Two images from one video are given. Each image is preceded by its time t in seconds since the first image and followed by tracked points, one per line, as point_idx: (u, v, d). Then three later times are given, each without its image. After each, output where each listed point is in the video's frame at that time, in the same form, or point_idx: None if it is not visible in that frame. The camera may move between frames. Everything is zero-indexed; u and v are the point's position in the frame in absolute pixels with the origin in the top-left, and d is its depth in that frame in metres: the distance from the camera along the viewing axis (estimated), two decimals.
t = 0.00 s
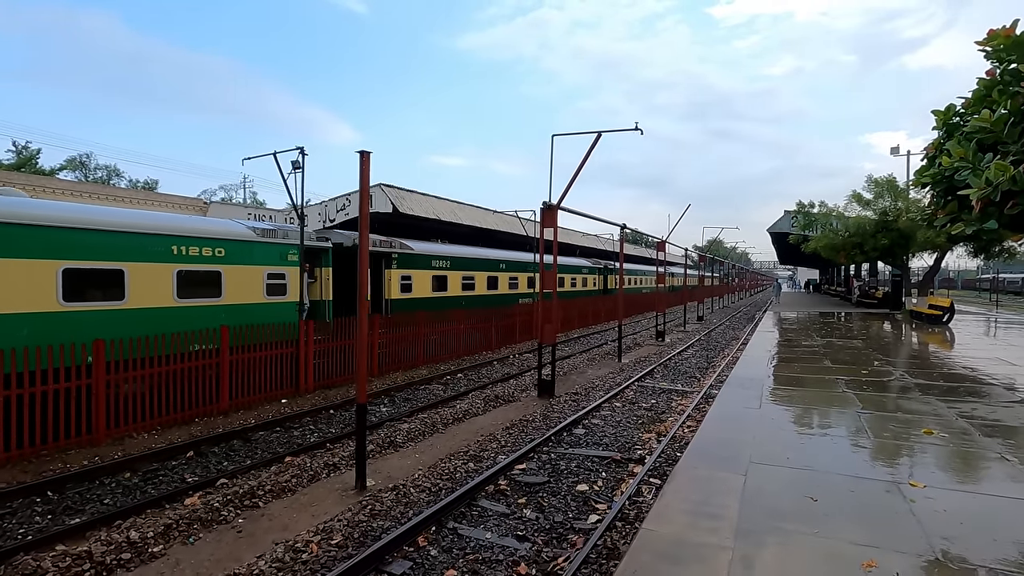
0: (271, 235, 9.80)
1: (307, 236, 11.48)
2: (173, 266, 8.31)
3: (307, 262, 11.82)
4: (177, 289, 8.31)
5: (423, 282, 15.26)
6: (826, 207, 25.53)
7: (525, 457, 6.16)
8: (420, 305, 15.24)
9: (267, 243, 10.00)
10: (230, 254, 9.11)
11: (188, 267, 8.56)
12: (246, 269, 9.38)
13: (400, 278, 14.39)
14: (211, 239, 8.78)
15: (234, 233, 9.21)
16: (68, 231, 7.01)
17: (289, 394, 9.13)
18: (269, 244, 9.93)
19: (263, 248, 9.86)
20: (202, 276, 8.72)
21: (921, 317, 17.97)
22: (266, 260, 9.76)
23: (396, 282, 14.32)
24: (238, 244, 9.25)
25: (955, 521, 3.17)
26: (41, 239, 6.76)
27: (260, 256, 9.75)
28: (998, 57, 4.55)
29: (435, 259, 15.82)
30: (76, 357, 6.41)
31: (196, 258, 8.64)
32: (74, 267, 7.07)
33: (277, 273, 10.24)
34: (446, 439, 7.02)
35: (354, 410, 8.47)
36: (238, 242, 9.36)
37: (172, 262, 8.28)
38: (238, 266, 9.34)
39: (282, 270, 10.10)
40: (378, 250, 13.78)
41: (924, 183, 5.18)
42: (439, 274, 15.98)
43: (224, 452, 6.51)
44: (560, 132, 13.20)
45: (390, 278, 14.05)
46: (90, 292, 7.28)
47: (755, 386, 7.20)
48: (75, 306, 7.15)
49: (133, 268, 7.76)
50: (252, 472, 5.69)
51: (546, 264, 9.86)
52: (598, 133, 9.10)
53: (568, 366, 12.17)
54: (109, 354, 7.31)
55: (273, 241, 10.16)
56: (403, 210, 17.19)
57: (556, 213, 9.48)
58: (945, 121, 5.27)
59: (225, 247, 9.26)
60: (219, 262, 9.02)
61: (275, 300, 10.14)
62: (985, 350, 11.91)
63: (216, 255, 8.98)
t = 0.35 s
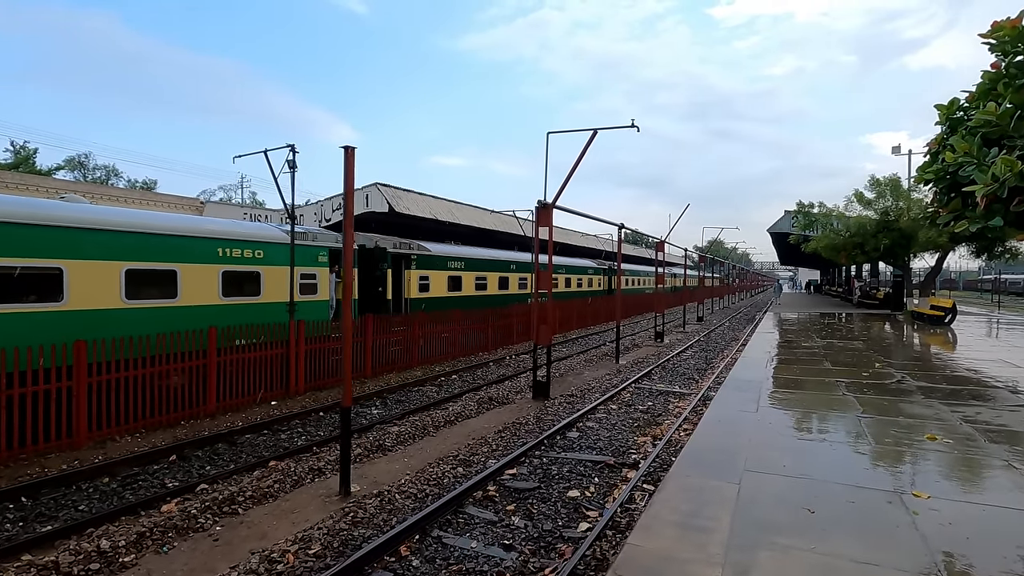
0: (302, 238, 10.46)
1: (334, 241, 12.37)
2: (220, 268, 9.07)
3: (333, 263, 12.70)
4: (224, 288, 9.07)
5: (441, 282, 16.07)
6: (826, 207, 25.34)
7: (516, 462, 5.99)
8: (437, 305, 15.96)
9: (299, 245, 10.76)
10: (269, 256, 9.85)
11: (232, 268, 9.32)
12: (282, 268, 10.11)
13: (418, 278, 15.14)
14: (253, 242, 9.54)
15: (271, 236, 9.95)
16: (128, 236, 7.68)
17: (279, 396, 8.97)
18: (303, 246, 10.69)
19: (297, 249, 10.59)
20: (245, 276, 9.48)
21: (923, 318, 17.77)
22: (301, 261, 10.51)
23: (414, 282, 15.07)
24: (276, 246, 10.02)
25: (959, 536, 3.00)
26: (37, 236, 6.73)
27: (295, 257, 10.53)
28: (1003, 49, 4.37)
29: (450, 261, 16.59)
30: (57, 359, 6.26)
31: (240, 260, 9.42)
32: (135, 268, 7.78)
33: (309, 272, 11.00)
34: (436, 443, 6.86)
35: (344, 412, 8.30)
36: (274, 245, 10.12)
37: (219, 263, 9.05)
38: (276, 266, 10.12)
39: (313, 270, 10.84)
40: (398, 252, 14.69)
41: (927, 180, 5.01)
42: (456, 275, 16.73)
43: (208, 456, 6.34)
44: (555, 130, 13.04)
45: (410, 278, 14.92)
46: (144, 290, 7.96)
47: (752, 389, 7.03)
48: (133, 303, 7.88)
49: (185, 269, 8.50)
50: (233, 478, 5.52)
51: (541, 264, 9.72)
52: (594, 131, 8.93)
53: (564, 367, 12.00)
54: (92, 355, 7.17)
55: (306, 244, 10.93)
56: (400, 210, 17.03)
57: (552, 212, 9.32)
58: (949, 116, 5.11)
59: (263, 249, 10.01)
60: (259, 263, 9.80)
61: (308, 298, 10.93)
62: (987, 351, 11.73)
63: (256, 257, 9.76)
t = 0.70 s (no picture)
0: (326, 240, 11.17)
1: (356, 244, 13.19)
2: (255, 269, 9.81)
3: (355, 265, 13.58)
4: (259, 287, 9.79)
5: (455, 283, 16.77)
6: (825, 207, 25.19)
7: (502, 467, 5.84)
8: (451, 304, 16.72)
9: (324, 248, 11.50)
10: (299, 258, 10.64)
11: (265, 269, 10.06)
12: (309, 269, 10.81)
13: (433, 279, 15.79)
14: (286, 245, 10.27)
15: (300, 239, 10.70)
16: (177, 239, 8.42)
17: (266, 398, 8.82)
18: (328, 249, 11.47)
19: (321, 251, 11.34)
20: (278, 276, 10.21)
21: (922, 320, 17.61)
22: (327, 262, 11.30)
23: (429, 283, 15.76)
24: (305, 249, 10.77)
25: (954, 554, 2.85)
26: (18, 234, 6.59)
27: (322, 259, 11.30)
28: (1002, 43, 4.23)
29: (462, 262, 17.29)
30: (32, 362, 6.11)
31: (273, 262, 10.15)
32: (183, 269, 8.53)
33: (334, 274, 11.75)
34: (423, 447, 6.70)
35: (331, 415, 8.14)
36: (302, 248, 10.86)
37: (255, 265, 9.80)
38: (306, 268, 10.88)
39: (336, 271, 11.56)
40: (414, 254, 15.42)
41: (924, 178, 4.86)
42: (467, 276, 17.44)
43: (188, 461, 6.19)
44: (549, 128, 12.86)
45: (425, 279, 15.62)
46: (187, 290, 8.67)
47: (745, 393, 6.89)
48: (180, 302, 8.64)
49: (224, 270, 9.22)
50: (210, 484, 5.36)
51: (533, 265, 9.58)
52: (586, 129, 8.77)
53: (558, 369, 11.85)
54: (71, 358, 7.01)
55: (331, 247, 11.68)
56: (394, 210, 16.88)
57: (544, 212, 9.17)
58: (946, 112, 4.97)
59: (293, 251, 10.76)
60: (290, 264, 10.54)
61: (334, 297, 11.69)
62: (987, 354, 11.58)
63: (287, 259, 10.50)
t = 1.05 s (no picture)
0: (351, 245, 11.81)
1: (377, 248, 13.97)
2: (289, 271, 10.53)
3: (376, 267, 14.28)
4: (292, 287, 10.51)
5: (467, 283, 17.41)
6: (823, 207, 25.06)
7: (491, 473, 5.67)
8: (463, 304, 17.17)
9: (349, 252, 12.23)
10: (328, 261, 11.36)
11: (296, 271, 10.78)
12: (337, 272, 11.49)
13: (447, 280, 16.30)
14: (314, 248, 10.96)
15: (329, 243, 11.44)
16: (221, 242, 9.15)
17: (254, 402, 8.64)
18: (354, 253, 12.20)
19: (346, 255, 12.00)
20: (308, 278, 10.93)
21: (922, 320, 17.42)
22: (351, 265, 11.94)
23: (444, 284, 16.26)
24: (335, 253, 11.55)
25: (958, 572, 2.69)
26: (66, 238, 7.12)
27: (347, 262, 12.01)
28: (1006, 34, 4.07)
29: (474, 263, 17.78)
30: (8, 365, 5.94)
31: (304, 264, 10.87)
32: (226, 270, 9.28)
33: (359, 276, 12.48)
34: (411, 452, 6.53)
35: (319, 419, 7.97)
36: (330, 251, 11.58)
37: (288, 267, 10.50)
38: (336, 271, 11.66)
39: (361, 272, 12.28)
40: (429, 256, 15.98)
41: (924, 174, 4.70)
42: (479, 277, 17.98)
43: (168, 467, 6.02)
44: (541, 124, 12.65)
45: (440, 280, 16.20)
46: (229, 290, 9.40)
47: (741, 397, 6.74)
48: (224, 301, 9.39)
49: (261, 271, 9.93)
50: (189, 491, 5.19)
51: (526, 265, 9.42)
52: (579, 128, 8.61)
53: (553, 371, 11.68)
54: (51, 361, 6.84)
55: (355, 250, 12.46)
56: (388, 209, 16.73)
57: (537, 211, 9.02)
58: (947, 107, 4.81)
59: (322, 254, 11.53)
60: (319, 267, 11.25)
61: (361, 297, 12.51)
62: (988, 355, 11.42)
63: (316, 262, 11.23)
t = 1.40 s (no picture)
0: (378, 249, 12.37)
1: (404, 250, 14.51)
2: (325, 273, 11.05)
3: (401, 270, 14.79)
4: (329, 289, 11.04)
5: (485, 284, 18.04)
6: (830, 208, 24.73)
7: (487, 484, 5.44)
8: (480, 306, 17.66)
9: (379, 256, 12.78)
10: (358, 264, 11.87)
11: (333, 274, 11.29)
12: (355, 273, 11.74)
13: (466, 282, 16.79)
14: (348, 252, 11.44)
15: (361, 247, 11.96)
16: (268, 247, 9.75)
17: (248, 407, 8.44)
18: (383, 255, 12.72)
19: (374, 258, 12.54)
20: (342, 280, 11.43)
21: (932, 323, 17.07)
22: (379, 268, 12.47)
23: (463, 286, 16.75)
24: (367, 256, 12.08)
25: None
26: (133, 245, 7.81)
27: (375, 265, 12.52)
28: None
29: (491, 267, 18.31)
30: None
31: (337, 267, 11.36)
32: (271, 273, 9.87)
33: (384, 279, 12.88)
34: (405, 460, 6.33)
35: (313, 425, 7.77)
36: (361, 254, 12.09)
37: (324, 270, 11.00)
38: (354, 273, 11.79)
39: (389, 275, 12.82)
40: (450, 259, 16.41)
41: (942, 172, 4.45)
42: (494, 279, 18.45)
43: (154, 476, 5.82)
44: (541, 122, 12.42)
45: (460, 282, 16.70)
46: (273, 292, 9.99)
47: (748, 405, 6.49)
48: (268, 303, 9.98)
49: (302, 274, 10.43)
50: (172, 503, 4.99)
51: (526, 267, 9.17)
52: (580, 126, 8.44)
53: (554, 375, 11.45)
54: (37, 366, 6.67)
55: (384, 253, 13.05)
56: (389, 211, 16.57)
57: (537, 212, 8.80)
58: (966, 100, 4.56)
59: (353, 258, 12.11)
60: (353, 269, 11.77)
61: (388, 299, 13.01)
62: (1003, 360, 11.10)
63: (349, 265, 11.75)
